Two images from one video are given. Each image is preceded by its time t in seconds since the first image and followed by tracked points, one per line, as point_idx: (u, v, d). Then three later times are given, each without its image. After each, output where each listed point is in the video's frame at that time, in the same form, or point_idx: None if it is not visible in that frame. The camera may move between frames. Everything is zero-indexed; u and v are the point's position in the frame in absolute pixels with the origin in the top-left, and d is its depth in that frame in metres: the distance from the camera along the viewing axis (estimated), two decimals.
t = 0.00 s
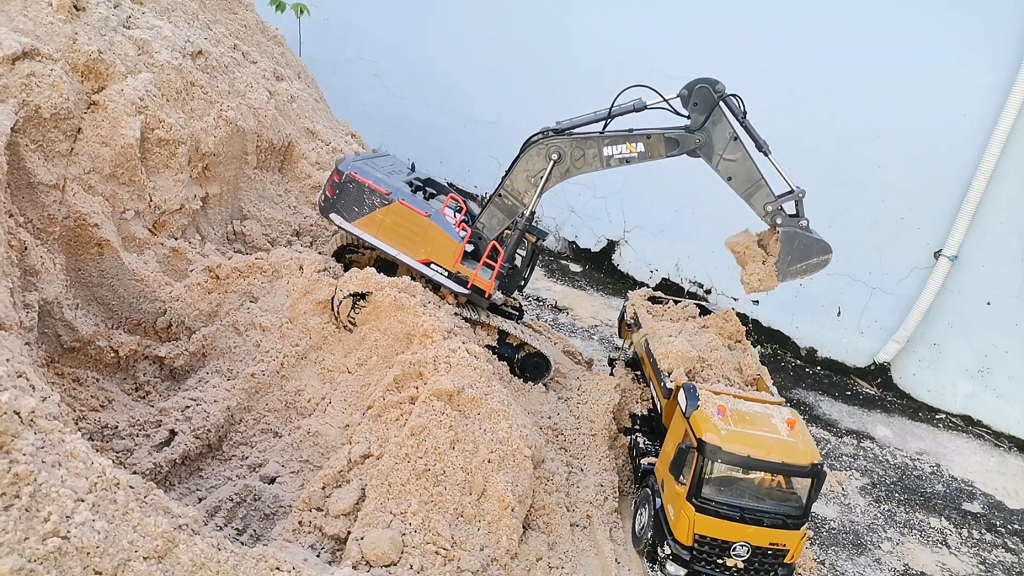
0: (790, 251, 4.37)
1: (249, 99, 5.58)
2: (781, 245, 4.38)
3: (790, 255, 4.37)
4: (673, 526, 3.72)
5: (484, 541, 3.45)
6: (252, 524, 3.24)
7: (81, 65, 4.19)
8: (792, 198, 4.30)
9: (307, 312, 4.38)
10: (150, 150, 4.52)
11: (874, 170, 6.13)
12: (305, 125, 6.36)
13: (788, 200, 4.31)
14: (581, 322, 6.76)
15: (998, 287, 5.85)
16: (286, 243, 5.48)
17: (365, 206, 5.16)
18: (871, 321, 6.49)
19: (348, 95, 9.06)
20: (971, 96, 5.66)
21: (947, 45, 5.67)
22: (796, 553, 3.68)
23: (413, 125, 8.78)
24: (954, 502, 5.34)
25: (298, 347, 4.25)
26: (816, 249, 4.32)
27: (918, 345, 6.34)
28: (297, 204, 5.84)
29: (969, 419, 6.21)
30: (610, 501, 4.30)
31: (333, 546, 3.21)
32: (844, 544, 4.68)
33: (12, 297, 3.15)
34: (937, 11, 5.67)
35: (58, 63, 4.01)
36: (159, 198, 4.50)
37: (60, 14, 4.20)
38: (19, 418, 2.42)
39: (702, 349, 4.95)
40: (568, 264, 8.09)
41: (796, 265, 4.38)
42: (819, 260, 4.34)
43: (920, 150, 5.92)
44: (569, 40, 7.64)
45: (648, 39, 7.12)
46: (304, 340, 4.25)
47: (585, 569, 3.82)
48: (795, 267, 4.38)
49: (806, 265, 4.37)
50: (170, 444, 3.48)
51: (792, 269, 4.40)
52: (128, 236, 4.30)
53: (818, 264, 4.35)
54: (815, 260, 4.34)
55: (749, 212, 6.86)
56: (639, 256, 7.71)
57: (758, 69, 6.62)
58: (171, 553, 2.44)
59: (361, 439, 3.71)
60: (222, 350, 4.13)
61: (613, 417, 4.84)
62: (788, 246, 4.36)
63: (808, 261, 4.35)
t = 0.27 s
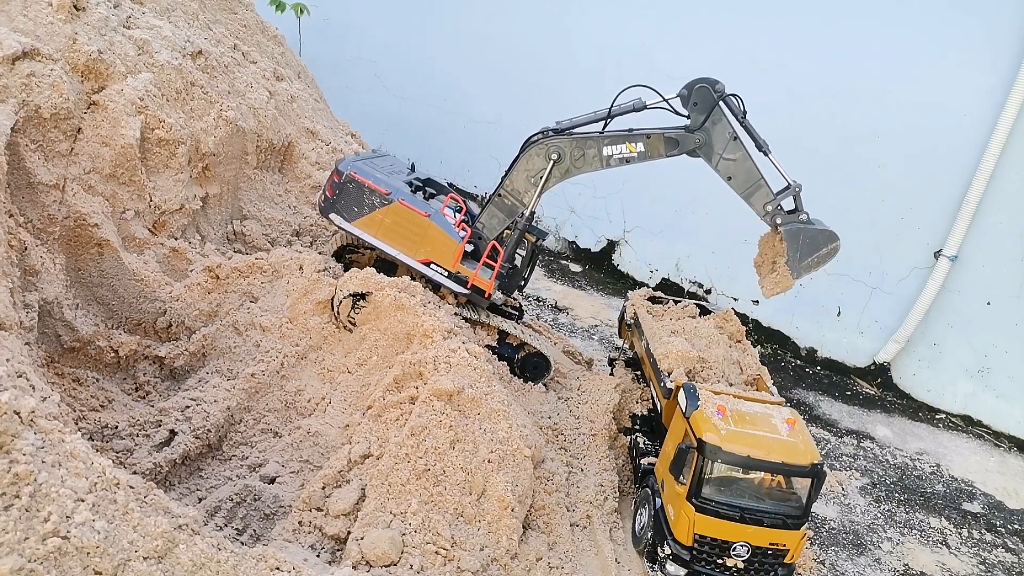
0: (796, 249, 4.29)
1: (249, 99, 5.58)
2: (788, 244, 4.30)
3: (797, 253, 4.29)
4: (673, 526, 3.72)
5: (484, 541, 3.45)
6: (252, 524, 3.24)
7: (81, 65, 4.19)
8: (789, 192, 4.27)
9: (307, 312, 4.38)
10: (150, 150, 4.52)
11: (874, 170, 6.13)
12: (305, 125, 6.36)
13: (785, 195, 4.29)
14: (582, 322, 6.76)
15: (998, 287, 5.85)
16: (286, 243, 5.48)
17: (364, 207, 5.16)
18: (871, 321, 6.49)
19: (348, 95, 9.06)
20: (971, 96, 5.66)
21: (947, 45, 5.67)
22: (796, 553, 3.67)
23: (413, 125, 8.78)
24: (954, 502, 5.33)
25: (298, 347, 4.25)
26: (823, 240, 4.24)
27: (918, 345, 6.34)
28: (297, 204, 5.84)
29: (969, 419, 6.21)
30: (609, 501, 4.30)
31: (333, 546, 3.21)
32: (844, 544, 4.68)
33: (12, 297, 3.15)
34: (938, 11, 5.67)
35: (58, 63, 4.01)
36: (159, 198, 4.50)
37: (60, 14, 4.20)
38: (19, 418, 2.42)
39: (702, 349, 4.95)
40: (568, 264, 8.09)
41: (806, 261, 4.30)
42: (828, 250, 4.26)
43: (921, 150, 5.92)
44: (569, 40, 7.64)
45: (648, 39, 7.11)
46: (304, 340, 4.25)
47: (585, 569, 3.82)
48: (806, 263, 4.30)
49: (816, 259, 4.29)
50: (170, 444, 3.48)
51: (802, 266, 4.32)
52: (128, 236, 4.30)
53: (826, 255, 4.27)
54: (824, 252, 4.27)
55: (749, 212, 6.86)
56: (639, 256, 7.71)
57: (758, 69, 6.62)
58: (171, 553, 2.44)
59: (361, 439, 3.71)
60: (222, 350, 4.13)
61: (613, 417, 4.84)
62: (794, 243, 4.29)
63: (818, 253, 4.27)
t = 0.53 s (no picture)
0: (802, 241, 4.24)
1: (249, 99, 5.58)
2: (794, 238, 4.25)
3: (803, 246, 4.24)
4: (673, 526, 3.72)
5: (484, 541, 3.45)
6: (252, 524, 3.24)
7: (81, 65, 4.19)
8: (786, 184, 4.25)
9: (307, 312, 4.38)
10: (150, 150, 4.52)
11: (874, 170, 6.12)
12: (305, 125, 6.36)
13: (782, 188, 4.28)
14: (582, 322, 6.76)
15: (998, 287, 5.85)
16: (286, 243, 5.48)
17: (364, 207, 5.16)
18: (871, 321, 6.49)
19: (348, 95, 9.06)
20: (971, 96, 5.67)
21: (947, 45, 5.67)
22: (796, 553, 3.68)
23: (413, 125, 8.78)
24: (954, 502, 5.34)
25: (298, 347, 4.25)
26: (827, 224, 4.19)
27: (918, 345, 6.34)
28: (297, 204, 5.85)
29: (969, 419, 6.21)
30: (610, 501, 4.30)
31: (333, 546, 3.21)
32: (844, 544, 4.68)
33: (12, 297, 3.15)
34: (938, 11, 5.67)
35: (58, 63, 4.01)
36: (159, 198, 4.50)
37: (60, 14, 4.20)
38: (19, 418, 2.42)
39: (702, 349, 4.95)
40: (568, 264, 8.09)
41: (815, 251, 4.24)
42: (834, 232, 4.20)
43: (921, 150, 5.92)
44: (569, 40, 7.64)
45: (648, 39, 7.11)
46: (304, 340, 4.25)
47: (585, 569, 3.82)
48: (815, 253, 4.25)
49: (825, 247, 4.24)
50: (170, 444, 3.48)
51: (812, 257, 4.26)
52: (128, 236, 4.30)
53: (832, 240, 4.21)
54: (831, 236, 4.21)
55: (749, 212, 6.86)
56: (639, 256, 7.71)
57: (758, 69, 6.62)
58: (171, 553, 2.44)
59: (361, 439, 3.71)
60: (222, 350, 4.13)
61: (613, 417, 4.85)
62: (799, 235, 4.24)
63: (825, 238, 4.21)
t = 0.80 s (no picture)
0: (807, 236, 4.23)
1: (249, 99, 5.58)
2: (798, 234, 4.25)
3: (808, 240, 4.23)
4: (673, 526, 3.72)
5: (484, 541, 3.45)
6: (252, 524, 3.25)
7: (81, 65, 4.19)
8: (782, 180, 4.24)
9: (307, 312, 4.38)
10: (150, 150, 4.52)
11: (874, 171, 6.12)
12: (305, 125, 6.36)
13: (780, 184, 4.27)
14: (582, 322, 6.76)
15: (998, 287, 5.86)
16: (286, 243, 5.48)
17: (364, 207, 5.16)
18: (871, 321, 6.49)
19: (348, 95, 9.06)
20: (971, 97, 5.67)
21: (948, 45, 5.67)
22: (796, 553, 3.68)
23: (413, 125, 8.78)
24: (954, 502, 5.34)
25: (298, 347, 4.25)
26: (828, 213, 4.17)
27: (918, 345, 6.34)
28: (297, 204, 5.85)
29: (969, 419, 6.21)
30: (609, 501, 4.30)
31: (333, 546, 3.21)
32: (844, 544, 4.68)
33: (12, 297, 3.15)
34: (938, 11, 5.67)
35: (58, 63, 4.01)
36: (159, 198, 4.50)
37: (60, 14, 4.20)
38: (19, 418, 2.42)
39: (702, 348, 4.95)
40: (568, 264, 8.09)
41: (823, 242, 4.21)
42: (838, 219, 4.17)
43: (920, 150, 5.92)
44: (568, 40, 7.64)
45: (648, 39, 7.11)
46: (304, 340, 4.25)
47: (585, 569, 3.82)
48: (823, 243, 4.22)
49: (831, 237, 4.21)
50: (170, 443, 3.48)
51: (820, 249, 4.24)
52: (128, 236, 4.30)
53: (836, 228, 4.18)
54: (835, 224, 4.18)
55: (749, 212, 6.86)
56: (639, 256, 7.71)
57: (758, 69, 6.61)
58: (171, 553, 2.44)
59: (361, 439, 3.71)
60: (222, 350, 4.13)
61: (613, 417, 4.85)
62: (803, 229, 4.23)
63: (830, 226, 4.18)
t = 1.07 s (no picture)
0: (810, 229, 4.21)
1: (249, 99, 5.58)
2: (803, 229, 4.23)
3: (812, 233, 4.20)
4: (673, 526, 3.72)
5: (484, 541, 3.45)
6: (252, 524, 3.25)
7: (81, 65, 4.19)
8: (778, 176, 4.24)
9: (307, 312, 4.38)
10: (150, 150, 4.52)
11: (874, 171, 6.12)
12: (305, 125, 6.36)
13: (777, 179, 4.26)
14: (582, 322, 6.76)
15: (998, 287, 5.86)
16: (286, 243, 5.48)
17: (363, 207, 5.16)
18: (871, 321, 6.49)
19: (348, 95, 9.06)
20: (970, 97, 5.67)
21: (947, 45, 5.67)
22: (796, 553, 3.68)
23: (413, 125, 8.78)
24: (954, 502, 5.34)
25: (297, 347, 4.24)
26: (825, 201, 4.13)
27: (918, 345, 6.34)
28: (297, 204, 5.85)
29: (969, 419, 6.21)
30: (610, 501, 4.30)
31: (333, 546, 3.21)
32: (844, 544, 4.68)
33: (12, 297, 3.15)
34: (938, 11, 5.67)
35: (58, 63, 4.01)
36: (159, 198, 4.50)
37: (60, 14, 4.20)
38: (19, 418, 2.42)
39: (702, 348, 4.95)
40: (568, 264, 8.09)
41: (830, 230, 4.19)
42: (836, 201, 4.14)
43: (920, 150, 5.91)
44: (568, 40, 7.64)
45: (648, 39, 7.12)
46: (304, 340, 4.25)
47: (585, 569, 3.82)
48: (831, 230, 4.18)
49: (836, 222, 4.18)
50: (170, 444, 3.48)
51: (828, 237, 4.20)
52: (128, 236, 4.30)
53: (837, 213, 4.14)
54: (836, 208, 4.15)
55: (749, 212, 6.86)
56: (638, 256, 7.71)
57: (758, 69, 6.62)
58: (171, 553, 2.44)
59: (361, 439, 3.71)
60: (222, 350, 4.13)
61: (613, 417, 4.85)
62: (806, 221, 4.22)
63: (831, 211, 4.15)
